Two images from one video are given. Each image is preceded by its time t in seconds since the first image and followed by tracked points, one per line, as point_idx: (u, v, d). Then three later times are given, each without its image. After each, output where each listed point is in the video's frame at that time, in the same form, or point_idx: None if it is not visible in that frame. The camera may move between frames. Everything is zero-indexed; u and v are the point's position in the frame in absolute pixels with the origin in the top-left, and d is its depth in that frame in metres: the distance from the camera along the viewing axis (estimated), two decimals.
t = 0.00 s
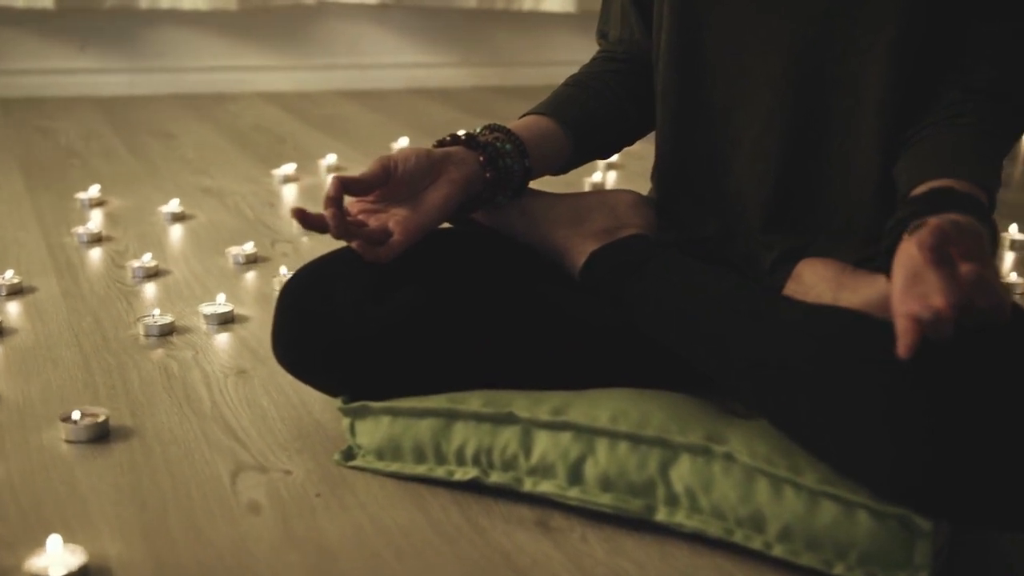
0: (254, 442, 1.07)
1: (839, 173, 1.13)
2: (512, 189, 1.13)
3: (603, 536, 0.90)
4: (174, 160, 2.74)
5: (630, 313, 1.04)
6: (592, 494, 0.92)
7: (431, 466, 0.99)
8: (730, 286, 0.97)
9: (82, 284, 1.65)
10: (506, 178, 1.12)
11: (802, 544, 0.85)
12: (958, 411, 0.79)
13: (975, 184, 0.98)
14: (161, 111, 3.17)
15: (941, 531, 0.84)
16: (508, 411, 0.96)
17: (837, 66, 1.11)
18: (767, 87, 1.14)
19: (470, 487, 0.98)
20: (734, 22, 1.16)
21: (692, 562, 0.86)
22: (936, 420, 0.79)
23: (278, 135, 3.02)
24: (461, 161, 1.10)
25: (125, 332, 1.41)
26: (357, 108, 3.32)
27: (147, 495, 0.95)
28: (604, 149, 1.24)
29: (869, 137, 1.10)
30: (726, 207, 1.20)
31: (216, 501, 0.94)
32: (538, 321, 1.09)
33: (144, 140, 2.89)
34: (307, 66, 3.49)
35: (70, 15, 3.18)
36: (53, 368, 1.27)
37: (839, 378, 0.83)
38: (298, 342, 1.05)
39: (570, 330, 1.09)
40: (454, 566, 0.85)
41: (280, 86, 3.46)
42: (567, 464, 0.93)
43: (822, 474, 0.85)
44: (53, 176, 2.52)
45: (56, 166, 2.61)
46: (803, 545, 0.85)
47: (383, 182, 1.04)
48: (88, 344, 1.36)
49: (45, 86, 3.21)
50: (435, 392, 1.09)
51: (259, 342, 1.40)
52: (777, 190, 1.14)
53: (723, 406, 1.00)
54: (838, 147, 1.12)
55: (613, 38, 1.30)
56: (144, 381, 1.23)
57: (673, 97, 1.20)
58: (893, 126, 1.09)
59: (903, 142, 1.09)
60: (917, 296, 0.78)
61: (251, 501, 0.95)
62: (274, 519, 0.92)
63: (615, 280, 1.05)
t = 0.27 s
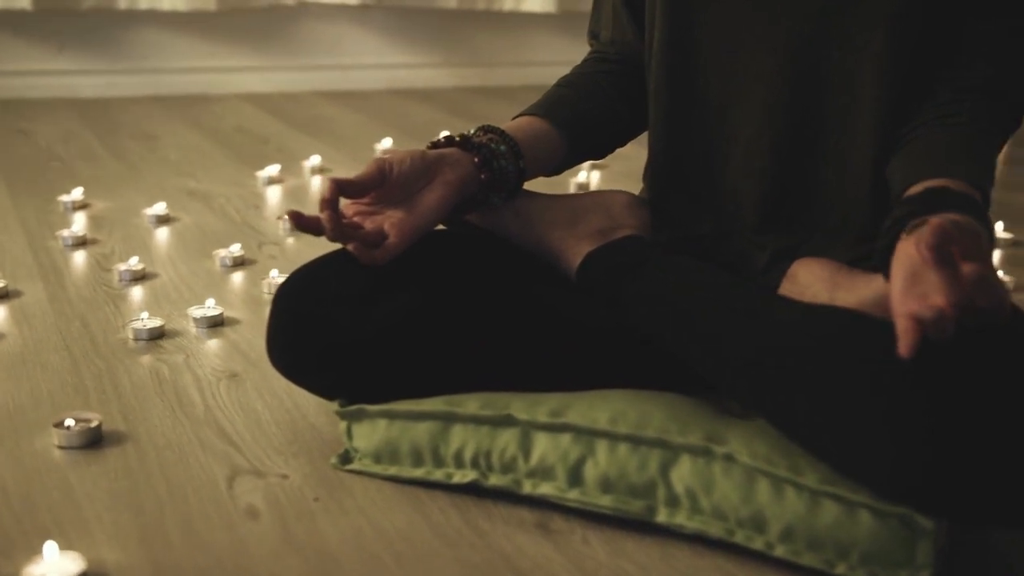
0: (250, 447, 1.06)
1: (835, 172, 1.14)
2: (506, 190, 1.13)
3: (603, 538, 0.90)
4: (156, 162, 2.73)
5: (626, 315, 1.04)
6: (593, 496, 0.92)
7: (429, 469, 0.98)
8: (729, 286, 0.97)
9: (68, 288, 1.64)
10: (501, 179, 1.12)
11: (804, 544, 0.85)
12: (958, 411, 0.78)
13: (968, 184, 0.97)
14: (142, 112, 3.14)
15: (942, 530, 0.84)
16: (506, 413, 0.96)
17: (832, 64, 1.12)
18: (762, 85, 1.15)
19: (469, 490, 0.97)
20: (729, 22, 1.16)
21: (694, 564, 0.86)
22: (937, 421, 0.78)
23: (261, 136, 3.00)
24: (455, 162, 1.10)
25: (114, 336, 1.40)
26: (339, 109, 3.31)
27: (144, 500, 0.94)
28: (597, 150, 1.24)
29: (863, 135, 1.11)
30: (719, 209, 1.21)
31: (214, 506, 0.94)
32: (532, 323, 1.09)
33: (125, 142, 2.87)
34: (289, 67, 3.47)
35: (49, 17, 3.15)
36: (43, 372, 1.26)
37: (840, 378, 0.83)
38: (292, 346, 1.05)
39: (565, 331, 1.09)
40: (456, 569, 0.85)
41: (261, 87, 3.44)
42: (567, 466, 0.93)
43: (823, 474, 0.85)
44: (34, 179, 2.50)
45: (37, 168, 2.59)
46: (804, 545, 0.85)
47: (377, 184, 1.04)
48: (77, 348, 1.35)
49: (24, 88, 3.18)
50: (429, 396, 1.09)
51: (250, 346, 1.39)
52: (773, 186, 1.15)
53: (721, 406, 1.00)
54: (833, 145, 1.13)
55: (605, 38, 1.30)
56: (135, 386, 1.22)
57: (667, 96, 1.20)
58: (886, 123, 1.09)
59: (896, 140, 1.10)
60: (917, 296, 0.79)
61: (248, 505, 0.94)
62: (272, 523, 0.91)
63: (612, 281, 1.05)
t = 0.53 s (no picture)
0: (245, 450, 1.05)
1: (825, 171, 1.14)
2: (501, 191, 1.13)
3: (604, 539, 0.90)
4: (139, 164, 2.71)
5: (623, 315, 1.04)
6: (593, 497, 0.92)
7: (427, 472, 0.98)
8: (726, 284, 0.97)
9: (55, 291, 1.63)
10: (496, 180, 1.12)
11: (805, 543, 0.85)
12: (959, 410, 0.79)
13: (963, 182, 0.98)
14: (123, 114, 3.12)
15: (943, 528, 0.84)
16: (505, 415, 0.95)
17: (824, 63, 1.12)
18: (754, 84, 1.15)
19: (468, 492, 0.97)
20: (721, 22, 1.16)
21: (696, 564, 0.86)
22: (939, 421, 0.79)
23: (243, 138, 2.99)
24: (450, 163, 1.09)
25: (103, 340, 1.39)
26: (322, 110, 3.30)
27: (140, 505, 0.94)
28: (589, 150, 1.24)
29: (855, 135, 1.11)
30: (713, 208, 1.21)
31: (211, 511, 0.93)
32: (528, 322, 1.09)
33: (107, 144, 2.85)
34: (271, 68, 3.45)
35: (27, 18, 3.12)
36: (33, 377, 1.25)
37: (842, 376, 0.83)
38: (287, 349, 1.04)
39: (561, 332, 1.08)
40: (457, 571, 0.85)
41: (243, 88, 3.42)
42: (567, 467, 0.92)
43: (824, 473, 0.85)
44: (15, 182, 2.47)
45: (18, 171, 2.56)
46: (806, 545, 0.85)
47: (373, 186, 1.03)
48: (66, 353, 1.34)
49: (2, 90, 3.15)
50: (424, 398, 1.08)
51: (241, 348, 1.38)
52: (766, 185, 1.16)
53: (719, 406, 1.00)
54: (825, 144, 1.14)
55: (596, 38, 1.30)
56: (127, 390, 1.21)
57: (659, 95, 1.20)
58: (879, 122, 1.10)
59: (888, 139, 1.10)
60: (916, 295, 0.79)
61: (246, 510, 0.93)
62: (271, 527, 0.90)
63: (609, 281, 1.05)
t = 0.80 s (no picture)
0: (240, 454, 1.05)
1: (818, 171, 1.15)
2: (495, 192, 1.13)
3: (604, 539, 0.90)
4: (120, 165, 2.69)
5: (618, 316, 1.04)
6: (592, 498, 0.91)
7: (424, 473, 0.97)
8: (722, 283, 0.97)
9: (40, 295, 1.61)
10: (490, 180, 1.12)
11: (806, 542, 0.86)
12: (959, 408, 0.79)
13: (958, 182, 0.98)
14: (102, 114, 3.10)
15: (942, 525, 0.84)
16: (503, 416, 0.95)
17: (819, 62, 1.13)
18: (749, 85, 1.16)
19: (466, 493, 0.97)
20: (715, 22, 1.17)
21: (697, 563, 0.86)
22: (941, 420, 0.79)
23: (225, 138, 2.97)
24: (444, 164, 1.09)
25: (92, 344, 1.37)
26: (304, 110, 3.29)
27: (137, 510, 0.93)
28: (582, 150, 1.24)
29: (847, 135, 1.12)
30: (708, 209, 1.22)
31: (209, 515, 0.92)
32: (523, 323, 1.08)
33: (88, 145, 2.83)
34: (251, 69, 3.43)
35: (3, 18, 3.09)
36: (21, 381, 1.24)
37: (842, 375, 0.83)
38: (281, 351, 1.04)
39: (555, 332, 1.08)
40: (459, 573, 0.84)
41: (224, 89, 3.40)
42: (566, 467, 0.92)
43: (823, 472, 0.85)
44: None
45: None
46: (807, 543, 0.85)
47: (368, 187, 1.03)
48: (54, 356, 1.32)
49: None
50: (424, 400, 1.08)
51: (232, 351, 1.37)
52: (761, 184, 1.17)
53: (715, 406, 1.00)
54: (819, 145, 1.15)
55: (588, 39, 1.31)
56: (117, 394, 1.20)
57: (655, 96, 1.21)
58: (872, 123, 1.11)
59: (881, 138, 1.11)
60: (913, 293, 0.80)
61: (244, 514, 0.93)
62: (270, 531, 0.90)
63: (604, 281, 1.05)
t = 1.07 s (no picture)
0: (235, 456, 1.04)
1: (808, 170, 1.16)
2: (487, 191, 1.13)
3: (604, 539, 0.90)
4: (101, 167, 2.66)
5: (613, 316, 1.04)
6: (591, 497, 0.92)
7: (422, 474, 0.97)
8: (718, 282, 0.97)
9: (26, 298, 1.60)
10: (482, 180, 1.12)
11: (805, 539, 0.86)
12: (958, 405, 0.79)
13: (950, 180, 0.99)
14: (81, 116, 3.07)
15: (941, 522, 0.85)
16: (501, 416, 0.95)
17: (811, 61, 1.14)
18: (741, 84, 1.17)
19: (463, 494, 0.97)
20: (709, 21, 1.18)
21: (697, 562, 0.87)
22: (938, 416, 0.79)
23: (206, 139, 2.95)
24: (437, 164, 1.09)
25: (80, 347, 1.36)
26: (285, 111, 3.27)
27: (132, 514, 0.92)
28: (573, 150, 1.24)
29: (838, 133, 1.13)
30: (701, 208, 1.22)
31: (205, 519, 0.92)
32: (516, 319, 1.09)
33: (67, 147, 2.80)
34: (231, 69, 3.41)
35: None
36: (10, 386, 1.22)
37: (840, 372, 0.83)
38: (276, 353, 1.03)
39: (549, 332, 1.10)
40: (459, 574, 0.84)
41: (204, 90, 3.38)
42: (564, 467, 0.92)
43: (822, 469, 0.86)
44: None
45: None
46: (806, 541, 0.86)
47: (362, 188, 1.03)
48: (42, 360, 1.31)
49: None
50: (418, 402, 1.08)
51: (222, 353, 1.37)
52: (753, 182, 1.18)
53: (711, 404, 1.00)
54: (811, 143, 1.16)
55: (578, 38, 1.31)
56: (108, 397, 1.19)
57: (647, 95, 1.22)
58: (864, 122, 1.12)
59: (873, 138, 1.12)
60: (911, 291, 0.80)
61: (241, 517, 0.92)
62: (267, 534, 0.89)
63: (599, 280, 1.05)
